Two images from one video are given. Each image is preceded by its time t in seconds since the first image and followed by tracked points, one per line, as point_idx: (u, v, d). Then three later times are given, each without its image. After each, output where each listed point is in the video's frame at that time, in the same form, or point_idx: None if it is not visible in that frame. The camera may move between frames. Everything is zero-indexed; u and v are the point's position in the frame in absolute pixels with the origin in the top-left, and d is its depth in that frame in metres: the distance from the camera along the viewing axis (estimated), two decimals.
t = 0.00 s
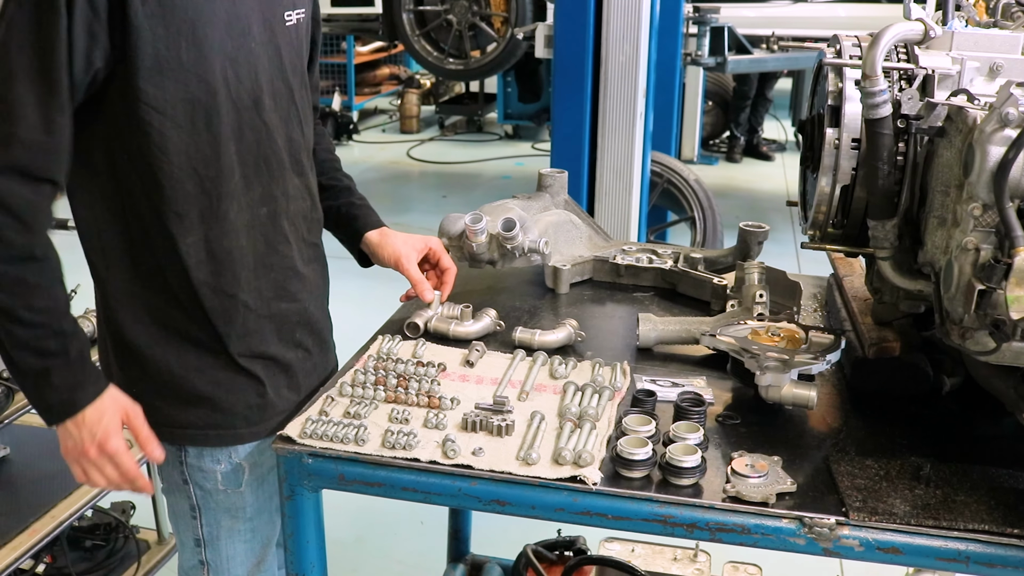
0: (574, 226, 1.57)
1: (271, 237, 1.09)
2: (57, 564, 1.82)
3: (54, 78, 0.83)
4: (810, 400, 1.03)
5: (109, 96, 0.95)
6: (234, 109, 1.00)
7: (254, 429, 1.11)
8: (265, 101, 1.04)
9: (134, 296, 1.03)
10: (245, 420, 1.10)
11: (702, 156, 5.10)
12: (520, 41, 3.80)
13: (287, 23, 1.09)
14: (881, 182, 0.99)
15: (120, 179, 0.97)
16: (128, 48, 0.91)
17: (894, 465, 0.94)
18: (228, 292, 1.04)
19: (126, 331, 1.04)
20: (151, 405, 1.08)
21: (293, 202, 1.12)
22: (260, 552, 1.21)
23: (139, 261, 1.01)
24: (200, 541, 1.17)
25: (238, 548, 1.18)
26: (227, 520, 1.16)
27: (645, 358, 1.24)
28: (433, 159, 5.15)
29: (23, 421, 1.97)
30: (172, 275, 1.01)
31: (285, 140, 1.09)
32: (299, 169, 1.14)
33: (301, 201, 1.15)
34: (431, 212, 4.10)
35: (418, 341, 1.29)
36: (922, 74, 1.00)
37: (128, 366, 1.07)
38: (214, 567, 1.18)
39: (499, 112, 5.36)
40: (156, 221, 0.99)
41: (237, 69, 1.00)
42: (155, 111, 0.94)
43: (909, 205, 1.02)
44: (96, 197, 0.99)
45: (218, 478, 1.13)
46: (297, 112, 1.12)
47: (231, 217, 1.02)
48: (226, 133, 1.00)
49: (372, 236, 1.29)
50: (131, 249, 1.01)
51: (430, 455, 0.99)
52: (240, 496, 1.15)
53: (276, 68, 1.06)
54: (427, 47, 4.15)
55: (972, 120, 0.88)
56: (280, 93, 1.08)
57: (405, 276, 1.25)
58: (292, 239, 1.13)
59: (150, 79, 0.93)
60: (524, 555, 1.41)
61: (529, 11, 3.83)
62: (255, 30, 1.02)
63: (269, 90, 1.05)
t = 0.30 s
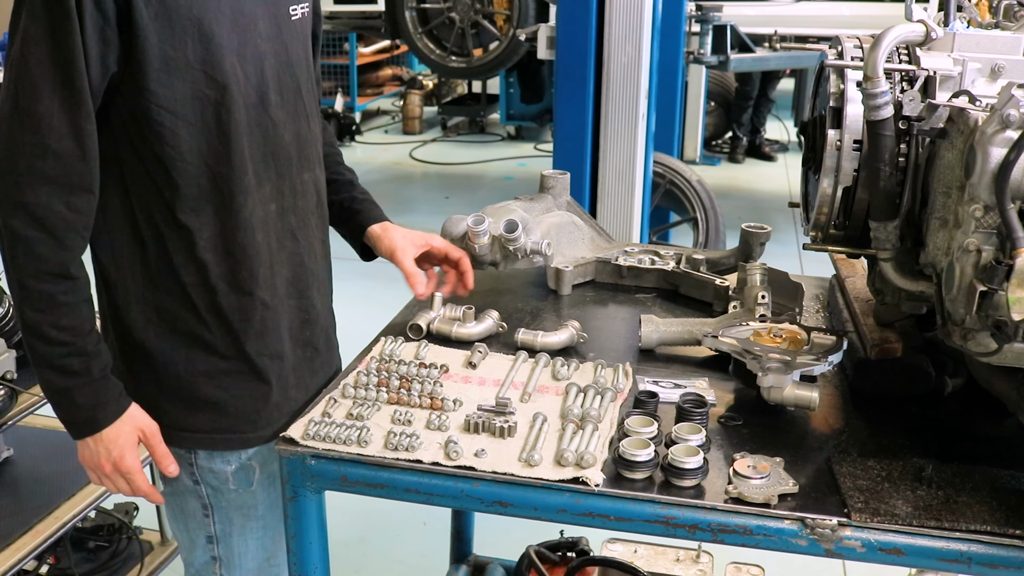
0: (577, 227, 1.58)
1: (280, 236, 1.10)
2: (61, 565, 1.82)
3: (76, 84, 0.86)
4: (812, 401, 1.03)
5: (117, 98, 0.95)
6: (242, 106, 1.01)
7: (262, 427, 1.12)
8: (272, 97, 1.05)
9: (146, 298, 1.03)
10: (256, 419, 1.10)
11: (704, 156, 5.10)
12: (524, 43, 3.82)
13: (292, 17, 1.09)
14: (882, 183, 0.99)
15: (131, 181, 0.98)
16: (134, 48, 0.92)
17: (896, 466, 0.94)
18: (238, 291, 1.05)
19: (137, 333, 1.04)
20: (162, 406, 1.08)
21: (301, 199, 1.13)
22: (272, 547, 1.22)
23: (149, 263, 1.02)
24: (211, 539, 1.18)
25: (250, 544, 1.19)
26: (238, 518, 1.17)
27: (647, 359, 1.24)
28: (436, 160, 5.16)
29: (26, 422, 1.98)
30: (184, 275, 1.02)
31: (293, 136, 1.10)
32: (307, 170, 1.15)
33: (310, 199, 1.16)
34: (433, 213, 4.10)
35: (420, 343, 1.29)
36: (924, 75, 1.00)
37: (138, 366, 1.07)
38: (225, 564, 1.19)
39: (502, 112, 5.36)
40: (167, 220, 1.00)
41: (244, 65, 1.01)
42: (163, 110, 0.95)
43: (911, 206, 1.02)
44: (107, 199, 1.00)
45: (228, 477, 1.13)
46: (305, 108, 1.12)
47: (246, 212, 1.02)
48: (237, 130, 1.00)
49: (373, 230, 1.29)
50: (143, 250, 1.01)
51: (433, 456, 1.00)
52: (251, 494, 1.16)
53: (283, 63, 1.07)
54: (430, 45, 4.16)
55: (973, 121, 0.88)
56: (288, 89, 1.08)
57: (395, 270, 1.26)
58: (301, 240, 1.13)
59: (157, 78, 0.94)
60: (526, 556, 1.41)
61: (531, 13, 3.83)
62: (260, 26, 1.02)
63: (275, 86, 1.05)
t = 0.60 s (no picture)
0: (577, 229, 1.58)
1: (282, 237, 1.10)
2: (63, 567, 1.82)
3: (77, 86, 0.86)
4: (812, 403, 1.03)
5: (118, 101, 0.96)
6: (243, 108, 1.01)
7: (261, 431, 1.12)
8: (273, 99, 1.05)
9: (147, 301, 1.03)
10: (257, 421, 1.11)
11: (706, 158, 5.10)
12: (525, 45, 3.83)
13: (293, 20, 1.09)
14: (882, 186, 0.99)
15: (132, 185, 0.99)
16: (134, 50, 0.93)
17: (896, 468, 0.94)
18: (240, 294, 1.05)
19: (139, 337, 1.05)
20: (164, 408, 1.09)
21: (303, 202, 1.13)
22: (265, 556, 1.22)
23: (149, 267, 1.02)
24: (204, 544, 1.18)
25: (242, 553, 1.19)
26: (230, 526, 1.17)
27: (648, 361, 1.25)
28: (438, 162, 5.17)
29: (28, 424, 1.98)
30: (185, 278, 1.02)
31: (295, 137, 1.10)
32: (310, 172, 1.15)
33: (313, 202, 1.16)
34: (434, 215, 4.11)
35: (421, 345, 1.29)
36: (923, 78, 1.00)
37: (141, 369, 1.07)
38: (217, 570, 1.19)
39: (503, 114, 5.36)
40: (167, 223, 1.00)
41: (245, 67, 1.01)
42: (163, 112, 0.96)
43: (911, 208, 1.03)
44: (109, 203, 1.00)
45: (221, 484, 1.14)
46: (306, 110, 1.12)
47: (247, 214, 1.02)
48: (237, 131, 1.00)
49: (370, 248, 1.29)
50: (143, 254, 1.02)
51: (434, 458, 1.00)
52: (243, 502, 1.16)
53: (284, 65, 1.07)
54: (431, 47, 4.17)
55: (973, 123, 0.88)
56: (289, 91, 1.08)
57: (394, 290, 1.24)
58: (303, 242, 1.13)
59: (157, 81, 0.94)
60: (527, 558, 1.41)
61: (532, 16, 3.83)
62: (261, 28, 1.03)
63: (276, 88, 1.06)
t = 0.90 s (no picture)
0: (576, 230, 1.59)
1: (280, 238, 1.10)
2: (62, 569, 1.82)
3: (74, 86, 0.86)
4: (810, 404, 1.03)
5: (115, 102, 0.96)
6: (241, 109, 1.01)
7: (259, 432, 1.12)
8: (272, 100, 1.05)
9: (145, 301, 1.04)
10: (254, 421, 1.11)
11: (706, 159, 5.10)
12: (525, 47, 3.83)
13: (293, 21, 1.09)
14: (881, 187, 0.99)
15: (129, 185, 0.99)
16: (130, 51, 0.93)
17: (895, 468, 0.94)
18: (239, 294, 1.05)
19: (136, 337, 1.05)
20: (163, 408, 1.09)
21: (302, 203, 1.13)
22: (261, 558, 1.22)
23: (148, 267, 1.02)
24: (201, 545, 1.19)
25: (239, 554, 1.20)
26: (227, 528, 1.17)
27: (647, 361, 1.25)
28: (438, 163, 5.17)
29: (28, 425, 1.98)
30: (183, 279, 1.02)
31: (294, 139, 1.10)
32: (310, 174, 1.15)
33: (312, 203, 1.16)
34: (434, 217, 4.11)
35: (421, 345, 1.29)
36: (922, 78, 1.00)
37: (141, 369, 1.08)
38: (214, 571, 1.20)
39: (503, 116, 5.36)
40: (164, 224, 1.00)
41: (243, 68, 1.01)
42: (160, 113, 0.96)
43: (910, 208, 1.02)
44: (108, 204, 1.00)
45: (217, 485, 1.14)
46: (306, 111, 1.12)
47: (243, 214, 1.02)
48: (234, 132, 1.00)
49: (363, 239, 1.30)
50: (141, 255, 1.02)
51: (432, 459, 1.00)
52: (240, 504, 1.16)
53: (284, 67, 1.07)
54: (431, 49, 4.17)
55: (971, 124, 0.88)
56: (288, 92, 1.08)
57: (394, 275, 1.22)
58: (302, 243, 1.13)
59: (154, 81, 0.95)
60: (526, 558, 1.41)
61: (533, 18, 3.84)
62: (259, 29, 1.03)
63: (275, 89, 1.06)
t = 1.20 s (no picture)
0: (575, 231, 1.59)
1: (278, 240, 1.10)
2: (61, 570, 1.82)
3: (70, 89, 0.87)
4: (809, 404, 1.03)
5: (113, 104, 0.97)
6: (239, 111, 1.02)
7: (254, 434, 1.12)
8: (271, 102, 1.05)
9: (143, 302, 1.05)
10: (249, 423, 1.12)
11: (705, 160, 5.11)
12: (525, 48, 3.83)
13: (294, 24, 1.09)
14: (878, 187, 0.99)
15: (126, 187, 1.00)
16: (126, 53, 0.93)
17: (894, 469, 0.94)
18: (232, 295, 1.05)
19: (133, 337, 1.06)
20: (160, 406, 1.10)
21: (302, 204, 1.13)
22: (257, 559, 1.22)
23: (144, 267, 1.03)
24: (197, 543, 1.20)
25: (234, 555, 1.19)
26: (221, 527, 1.17)
27: (646, 362, 1.25)
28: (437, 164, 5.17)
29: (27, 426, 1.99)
30: (177, 280, 1.03)
31: (293, 141, 1.10)
32: (309, 177, 1.15)
33: (310, 204, 1.16)
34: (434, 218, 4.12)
35: (419, 346, 1.30)
36: (921, 79, 1.01)
37: (139, 367, 1.09)
38: (210, 570, 1.20)
39: (503, 117, 5.37)
40: (160, 224, 1.01)
41: (241, 70, 1.01)
42: (156, 115, 0.96)
43: (908, 209, 1.03)
44: (106, 203, 1.01)
45: (212, 485, 1.14)
46: (308, 113, 1.12)
47: (237, 216, 1.03)
48: (230, 134, 1.00)
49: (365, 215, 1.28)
50: (137, 255, 1.03)
51: (431, 459, 1.00)
52: (234, 504, 1.16)
53: (284, 69, 1.07)
54: (430, 50, 4.19)
55: (967, 125, 0.88)
56: (288, 94, 1.08)
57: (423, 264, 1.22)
58: (299, 244, 1.13)
59: (149, 84, 0.95)
60: (526, 559, 1.41)
61: (531, 19, 3.85)
62: (259, 31, 1.03)
63: (274, 91, 1.05)
